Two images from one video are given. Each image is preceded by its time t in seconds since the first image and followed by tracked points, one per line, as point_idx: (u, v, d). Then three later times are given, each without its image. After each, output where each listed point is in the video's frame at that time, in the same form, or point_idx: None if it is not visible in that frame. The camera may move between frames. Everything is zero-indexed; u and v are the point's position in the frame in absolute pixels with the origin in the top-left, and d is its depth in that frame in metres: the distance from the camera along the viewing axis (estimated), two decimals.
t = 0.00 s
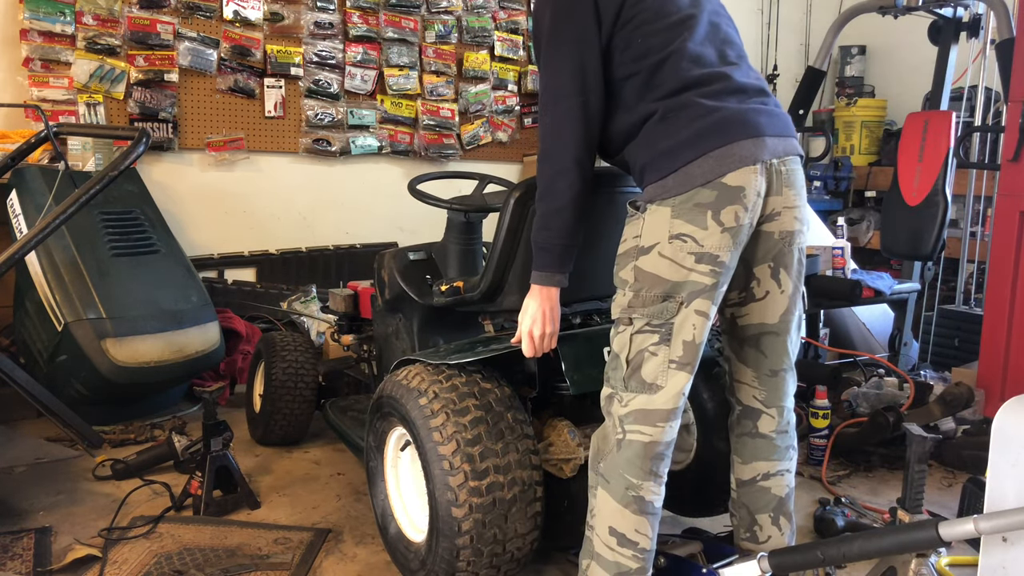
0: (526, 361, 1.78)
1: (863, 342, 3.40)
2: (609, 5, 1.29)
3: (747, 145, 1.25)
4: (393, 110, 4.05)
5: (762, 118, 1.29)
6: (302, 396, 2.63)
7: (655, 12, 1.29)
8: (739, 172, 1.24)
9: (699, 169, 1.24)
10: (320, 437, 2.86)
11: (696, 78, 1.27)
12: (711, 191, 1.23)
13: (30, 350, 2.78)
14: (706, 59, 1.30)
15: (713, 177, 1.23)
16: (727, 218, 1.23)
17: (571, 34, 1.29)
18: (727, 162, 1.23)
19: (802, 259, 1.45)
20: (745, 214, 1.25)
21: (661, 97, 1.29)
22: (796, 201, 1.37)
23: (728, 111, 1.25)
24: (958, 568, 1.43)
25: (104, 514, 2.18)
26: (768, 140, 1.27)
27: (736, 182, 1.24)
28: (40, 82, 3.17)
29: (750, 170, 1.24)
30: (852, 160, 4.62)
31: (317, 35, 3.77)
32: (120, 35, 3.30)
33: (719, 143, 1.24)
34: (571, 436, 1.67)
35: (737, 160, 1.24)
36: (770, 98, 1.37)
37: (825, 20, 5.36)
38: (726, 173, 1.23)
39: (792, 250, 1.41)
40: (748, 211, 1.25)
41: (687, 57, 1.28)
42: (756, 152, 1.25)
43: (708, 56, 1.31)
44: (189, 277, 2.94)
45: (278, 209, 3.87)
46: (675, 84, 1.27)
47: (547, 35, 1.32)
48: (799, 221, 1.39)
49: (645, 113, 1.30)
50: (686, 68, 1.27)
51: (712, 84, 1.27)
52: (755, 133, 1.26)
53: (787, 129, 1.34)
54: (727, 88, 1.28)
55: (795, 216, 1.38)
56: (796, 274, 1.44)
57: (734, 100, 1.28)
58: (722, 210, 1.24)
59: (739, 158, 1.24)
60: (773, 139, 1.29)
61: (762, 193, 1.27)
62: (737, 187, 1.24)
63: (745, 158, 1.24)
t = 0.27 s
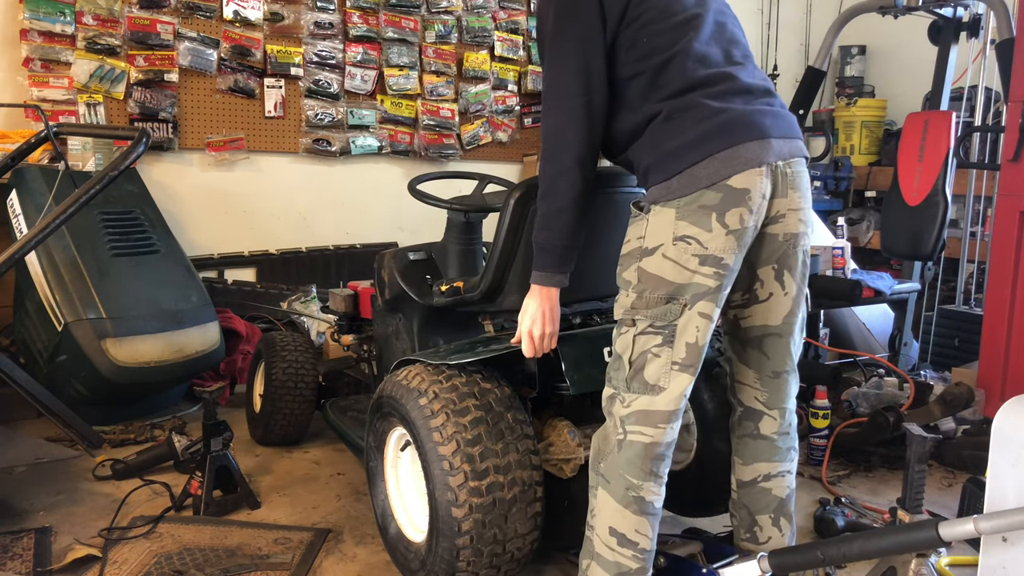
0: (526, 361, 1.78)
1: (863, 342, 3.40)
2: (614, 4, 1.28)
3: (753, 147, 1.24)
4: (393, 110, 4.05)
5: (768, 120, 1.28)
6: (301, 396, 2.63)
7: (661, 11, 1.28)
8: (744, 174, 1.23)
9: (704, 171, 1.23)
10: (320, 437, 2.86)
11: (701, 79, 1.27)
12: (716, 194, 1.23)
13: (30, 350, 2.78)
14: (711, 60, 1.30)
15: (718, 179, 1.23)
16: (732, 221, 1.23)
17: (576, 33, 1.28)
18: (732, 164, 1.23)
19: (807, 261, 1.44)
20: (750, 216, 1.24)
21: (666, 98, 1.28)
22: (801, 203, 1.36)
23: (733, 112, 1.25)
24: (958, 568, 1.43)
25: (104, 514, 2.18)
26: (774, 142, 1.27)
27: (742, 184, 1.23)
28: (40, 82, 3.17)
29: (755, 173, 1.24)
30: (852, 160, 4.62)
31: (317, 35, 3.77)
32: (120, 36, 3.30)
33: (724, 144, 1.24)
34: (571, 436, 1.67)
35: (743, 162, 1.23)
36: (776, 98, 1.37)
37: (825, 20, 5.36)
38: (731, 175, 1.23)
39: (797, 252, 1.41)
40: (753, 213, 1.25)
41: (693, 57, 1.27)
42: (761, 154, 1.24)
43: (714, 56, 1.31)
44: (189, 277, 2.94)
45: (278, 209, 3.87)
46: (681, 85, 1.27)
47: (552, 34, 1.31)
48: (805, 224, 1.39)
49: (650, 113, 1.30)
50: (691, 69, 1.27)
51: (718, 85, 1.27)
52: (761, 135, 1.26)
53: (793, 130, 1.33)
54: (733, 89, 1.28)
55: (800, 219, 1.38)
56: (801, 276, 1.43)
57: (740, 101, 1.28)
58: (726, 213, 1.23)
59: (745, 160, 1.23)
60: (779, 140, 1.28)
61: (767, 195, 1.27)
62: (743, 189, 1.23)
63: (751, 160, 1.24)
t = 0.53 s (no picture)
0: (526, 361, 1.78)
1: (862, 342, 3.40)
2: (625, 3, 1.27)
3: (763, 150, 1.24)
4: (393, 111, 4.05)
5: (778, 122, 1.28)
6: (301, 396, 2.63)
7: (672, 9, 1.28)
8: (754, 177, 1.23)
9: (713, 173, 1.23)
10: (320, 437, 2.86)
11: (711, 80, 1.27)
12: (725, 197, 1.23)
13: (30, 350, 2.78)
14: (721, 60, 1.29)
15: (728, 182, 1.23)
16: (740, 224, 1.23)
17: (585, 32, 1.27)
18: (742, 167, 1.23)
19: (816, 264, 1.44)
20: (759, 220, 1.25)
21: (676, 99, 1.28)
22: (808, 206, 1.35)
23: (743, 115, 1.25)
24: (958, 568, 1.43)
25: (104, 514, 2.18)
26: (783, 145, 1.27)
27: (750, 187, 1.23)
28: (40, 82, 3.17)
29: (765, 176, 1.24)
30: (852, 160, 4.62)
31: (317, 35, 3.77)
32: (119, 35, 3.30)
33: (735, 147, 1.24)
34: (571, 436, 1.67)
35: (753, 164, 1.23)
36: (785, 99, 1.37)
37: (825, 20, 5.36)
38: (741, 179, 1.23)
39: (804, 254, 1.40)
40: (762, 217, 1.25)
41: (703, 58, 1.27)
42: (771, 157, 1.24)
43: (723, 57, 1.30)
44: (189, 277, 2.94)
45: (278, 209, 3.87)
46: (691, 86, 1.26)
47: (561, 31, 1.30)
48: (813, 227, 1.38)
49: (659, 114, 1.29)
50: (701, 70, 1.27)
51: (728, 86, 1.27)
52: (771, 137, 1.26)
53: (802, 132, 1.33)
54: (743, 91, 1.28)
55: (808, 221, 1.37)
56: (808, 278, 1.43)
57: (750, 103, 1.28)
58: (735, 216, 1.24)
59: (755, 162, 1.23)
60: (789, 143, 1.28)
61: (776, 198, 1.27)
62: (752, 193, 1.23)
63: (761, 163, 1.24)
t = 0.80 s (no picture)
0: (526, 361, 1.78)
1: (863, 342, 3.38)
2: (640, 4, 1.25)
3: (779, 152, 1.24)
4: (393, 111, 4.05)
5: (792, 123, 1.28)
6: (301, 396, 2.63)
7: (685, 10, 1.26)
8: (769, 180, 1.23)
9: (729, 177, 1.23)
10: (320, 437, 2.86)
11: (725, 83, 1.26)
12: (741, 200, 1.23)
13: (30, 350, 2.78)
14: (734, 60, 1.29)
15: (743, 185, 1.23)
16: (756, 228, 1.23)
17: (599, 34, 1.24)
18: (758, 170, 1.23)
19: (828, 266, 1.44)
20: (774, 223, 1.24)
21: (691, 101, 1.27)
22: (822, 208, 1.35)
23: (759, 117, 1.25)
24: (957, 568, 1.43)
25: (103, 514, 2.18)
26: (798, 146, 1.27)
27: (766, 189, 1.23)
28: (40, 82, 3.17)
29: (781, 178, 1.24)
30: (852, 160, 4.62)
31: (317, 35, 3.77)
32: (119, 35, 3.30)
33: (750, 150, 1.23)
34: (571, 436, 1.67)
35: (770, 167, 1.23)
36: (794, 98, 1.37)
37: (825, 20, 5.36)
38: (758, 182, 1.23)
39: (817, 256, 1.40)
40: (778, 220, 1.25)
41: (717, 59, 1.27)
42: (787, 160, 1.25)
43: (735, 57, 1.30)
44: (189, 277, 2.94)
45: (278, 209, 3.87)
46: (706, 88, 1.26)
47: (573, 34, 1.26)
48: (825, 228, 1.38)
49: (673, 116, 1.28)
50: (715, 72, 1.26)
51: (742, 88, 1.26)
52: (786, 140, 1.26)
53: (813, 132, 1.34)
54: (756, 92, 1.28)
55: (821, 223, 1.37)
56: (820, 279, 1.43)
57: (763, 104, 1.27)
58: (751, 220, 1.23)
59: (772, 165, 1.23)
60: (802, 143, 1.28)
61: (791, 201, 1.27)
62: (767, 196, 1.23)
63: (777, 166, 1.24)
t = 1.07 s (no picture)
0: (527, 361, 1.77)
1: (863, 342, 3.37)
2: (650, 8, 1.24)
3: (792, 155, 1.25)
4: (393, 111, 4.05)
5: (803, 125, 1.29)
6: (301, 396, 2.63)
7: (695, 13, 1.26)
8: (783, 184, 1.24)
9: (744, 180, 1.23)
10: (320, 437, 2.86)
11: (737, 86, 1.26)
12: (756, 204, 1.23)
13: (30, 350, 2.78)
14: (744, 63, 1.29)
15: (758, 189, 1.23)
16: (771, 231, 1.23)
17: (611, 39, 1.22)
18: (772, 174, 1.23)
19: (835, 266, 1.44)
20: (788, 227, 1.25)
21: (703, 104, 1.27)
22: (831, 209, 1.35)
23: (772, 120, 1.25)
24: (957, 568, 1.43)
25: (103, 514, 2.18)
26: (809, 148, 1.28)
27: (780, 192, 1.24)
28: (40, 82, 3.17)
29: (793, 181, 1.25)
30: (852, 160, 4.62)
31: (317, 35, 3.77)
32: (119, 36, 3.30)
33: (764, 153, 1.23)
34: (571, 436, 1.67)
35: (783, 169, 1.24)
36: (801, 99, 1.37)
37: (825, 20, 5.36)
38: (772, 186, 1.23)
39: (824, 255, 1.40)
40: (791, 223, 1.25)
41: (727, 62, 1.27)
42: (799, 163, 1.25)
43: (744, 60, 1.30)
44: (189, 277, 2.94)
45: (278, 209, 3.87)
46: (718, 91, 1.26)
47: (583, 40, 1.24)
48: (833, 229, 1.38)
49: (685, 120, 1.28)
50: (726, 75, 1.26)
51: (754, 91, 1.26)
52: (799, 142, 1.26)
53: (822, 133, 1.34)
54: (767, 95, 1.28)
55: (830, 224, 1.37)
56: (827, 277, 1.43)
57: (774, 106, 1.28)
58: (765, 224, 1.23)
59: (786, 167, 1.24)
60: (813, 145, 1.29)
61: (804, 204, 1.27)
62: (782, 200, 1.24)
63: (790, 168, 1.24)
